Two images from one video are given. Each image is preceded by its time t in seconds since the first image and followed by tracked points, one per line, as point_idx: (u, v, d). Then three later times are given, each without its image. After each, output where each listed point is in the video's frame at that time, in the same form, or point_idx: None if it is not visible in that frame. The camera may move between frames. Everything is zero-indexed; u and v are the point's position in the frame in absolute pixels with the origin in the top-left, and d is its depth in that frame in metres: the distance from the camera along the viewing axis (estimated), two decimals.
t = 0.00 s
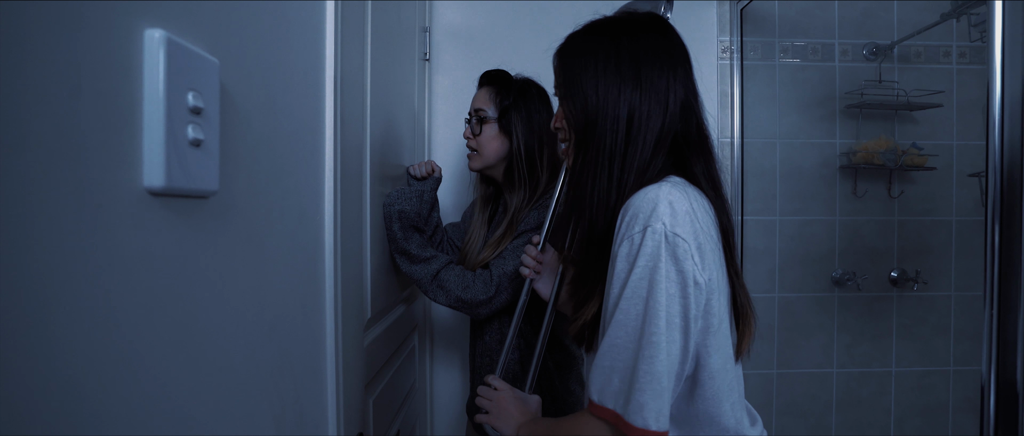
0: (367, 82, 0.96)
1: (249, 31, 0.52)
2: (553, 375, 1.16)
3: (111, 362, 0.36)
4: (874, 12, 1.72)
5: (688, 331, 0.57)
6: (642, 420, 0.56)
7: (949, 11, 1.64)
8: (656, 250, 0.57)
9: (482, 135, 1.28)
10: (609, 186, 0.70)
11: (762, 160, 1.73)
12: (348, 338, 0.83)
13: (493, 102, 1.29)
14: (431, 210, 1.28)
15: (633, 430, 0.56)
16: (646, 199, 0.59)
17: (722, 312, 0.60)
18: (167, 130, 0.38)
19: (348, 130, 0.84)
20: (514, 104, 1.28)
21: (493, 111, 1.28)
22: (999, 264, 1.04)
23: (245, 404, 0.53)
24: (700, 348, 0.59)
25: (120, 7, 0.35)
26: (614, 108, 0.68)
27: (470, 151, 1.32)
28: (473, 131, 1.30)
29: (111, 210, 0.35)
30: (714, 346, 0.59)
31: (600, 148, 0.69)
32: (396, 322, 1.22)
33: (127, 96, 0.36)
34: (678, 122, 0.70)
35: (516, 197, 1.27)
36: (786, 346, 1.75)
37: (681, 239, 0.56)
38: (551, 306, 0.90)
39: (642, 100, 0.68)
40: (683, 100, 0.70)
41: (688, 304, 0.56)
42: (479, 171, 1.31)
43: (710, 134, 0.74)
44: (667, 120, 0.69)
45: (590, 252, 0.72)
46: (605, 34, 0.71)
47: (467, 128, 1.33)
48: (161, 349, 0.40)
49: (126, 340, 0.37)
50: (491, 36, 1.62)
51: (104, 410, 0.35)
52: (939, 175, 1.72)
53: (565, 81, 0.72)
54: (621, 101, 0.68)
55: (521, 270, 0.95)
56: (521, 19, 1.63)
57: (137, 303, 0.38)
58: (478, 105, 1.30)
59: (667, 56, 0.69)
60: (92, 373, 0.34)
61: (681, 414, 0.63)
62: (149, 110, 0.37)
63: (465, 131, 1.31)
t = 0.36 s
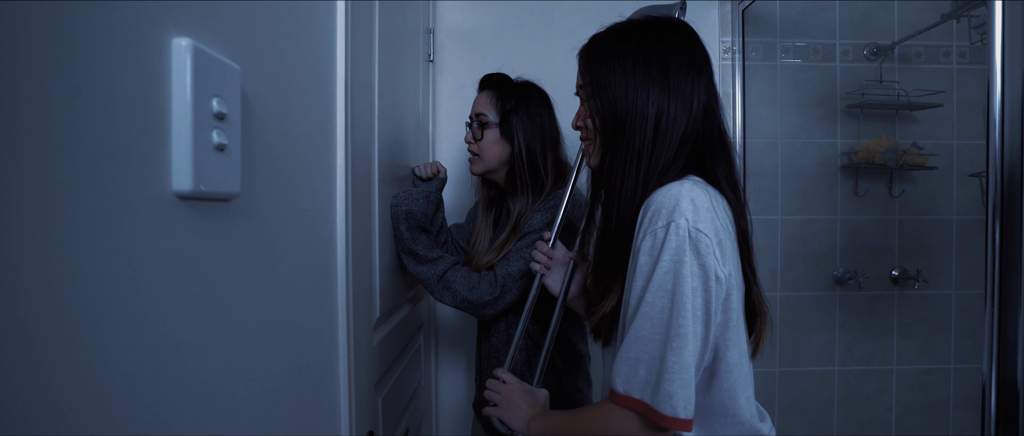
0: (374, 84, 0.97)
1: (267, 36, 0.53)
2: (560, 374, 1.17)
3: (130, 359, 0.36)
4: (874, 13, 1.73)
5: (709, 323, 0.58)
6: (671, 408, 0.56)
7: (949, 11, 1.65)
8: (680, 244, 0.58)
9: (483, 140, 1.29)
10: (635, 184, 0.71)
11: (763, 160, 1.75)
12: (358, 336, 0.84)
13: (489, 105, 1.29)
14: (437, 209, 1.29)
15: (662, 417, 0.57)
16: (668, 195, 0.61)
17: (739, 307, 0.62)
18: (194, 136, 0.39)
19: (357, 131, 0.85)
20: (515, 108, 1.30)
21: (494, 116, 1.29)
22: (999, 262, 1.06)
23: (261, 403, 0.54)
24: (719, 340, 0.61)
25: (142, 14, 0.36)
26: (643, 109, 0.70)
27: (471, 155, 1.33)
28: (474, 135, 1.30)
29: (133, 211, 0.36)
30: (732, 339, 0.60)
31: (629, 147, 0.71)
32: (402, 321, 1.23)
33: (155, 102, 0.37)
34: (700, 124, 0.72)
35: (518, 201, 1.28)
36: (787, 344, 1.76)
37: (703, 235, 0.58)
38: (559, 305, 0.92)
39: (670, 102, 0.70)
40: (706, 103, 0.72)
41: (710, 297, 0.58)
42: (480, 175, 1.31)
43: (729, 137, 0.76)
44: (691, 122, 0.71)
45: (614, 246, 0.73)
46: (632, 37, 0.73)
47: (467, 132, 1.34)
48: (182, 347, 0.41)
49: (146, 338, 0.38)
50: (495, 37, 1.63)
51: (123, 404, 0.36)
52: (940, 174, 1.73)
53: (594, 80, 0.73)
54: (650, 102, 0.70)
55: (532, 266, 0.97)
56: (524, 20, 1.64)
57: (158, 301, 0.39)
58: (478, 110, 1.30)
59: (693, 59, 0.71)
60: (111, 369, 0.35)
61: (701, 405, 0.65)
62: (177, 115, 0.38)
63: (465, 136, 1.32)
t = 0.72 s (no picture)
0: (377, 84, 0.97)
1: (274, 36, 0.53)
2: (562, 372, 1.18)
3: (156, 361, 0.36)
4: (874, 11, 1.74)
5: (713, 320, 0.59)
6: (679, 406, 0.57)
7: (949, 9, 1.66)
8: (682, 243, 0.58)
9: (484, 140, 1.29)
10: (635, 183, 0.71)
11: (764, 158, 1.75)
12: (362, 335, 0.84)
13: (493, 105, 1.30)
14: (439, 209, 1.29)
15: (670, 416, 0.57)
16: (670, 194, 0.61)
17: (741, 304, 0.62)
18: (205, 133, 0.39)
19: (360, 130, 0.85)
20: (516, 106, 1.30)
21: (494, 115, 1.29)
22: (1001, 258, 1.06)
23: (270, 401, 0.54)
24: (722, 337, 0.61)
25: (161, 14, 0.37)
26: (643, 108, 0.70)
27: (471, 154, 1.33)
28: (474, 135, 1.30)
29: (155, 212, 0.36)
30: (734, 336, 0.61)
31: (630, 145, 0.71)
32: (405, 320, 1.24)
33: (168, 101, 0.38)
34: (700, 123, 0.72)
35: (518, 200, 1.28)
36: (788, 342, 1.77)
37: (705, 233, 0.58)
38: (563, 307, 0.91)
39: (670, 101, 0.70)
40: (706, 102, 0.72)
41: (713, 295, 0.58)
42: (480, 174, 1.31)
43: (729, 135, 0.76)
44: (691, 121, 0.71)
45: (616, 244, 0.73)
46: (633, 35, 0.73)
47: (467, 131, 1.34)
48: (198, 346, 0.41)
49: (168, 339, 0.38)
50: (496, 36, 1.64)
51: (152, 407, 0.36)
52: (940, 172, 1.73)
53: (595, 80, 0.74)
54: (650, 101, 0.70)
55: (534, 270, 0.96)
56: (525, 18, 1.64)
57: (177, 300, 0.39)
58: (479, 109, 1.31)
59: (694, 59, 0.71)
60: (140, 371, 0.35)
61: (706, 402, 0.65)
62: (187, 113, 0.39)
63: (466, 136, 1.32)
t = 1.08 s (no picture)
0: (373, 78, 0.97)
1: (267, 26, 0.53)
2: (559, 364, 1.18)
3: (152, 345, 0.37)
4: (871, 5, 1.74)
5: (706, 306, 0.59)
6: (673, 391, 0.57)
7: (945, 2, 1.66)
8: (675, 229, 0.58)
9: (482, 136, 1.29)
10: (630, 173, 0.71)
11: (760, 152, 1.76)
12: (359, 327, 0.85)
13: (493, 102, 1.30)
14: (436, 203, 1.29)
15: (665, 401, 0.58)
16: (663, 181, 0.61)
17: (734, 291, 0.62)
18: (198, 120, 0.40)
19: (356, 123, 0.85)
20: (513, 101, 1.30)
21: (491, 110, 1.29)
22: (993, 251, 1.07)
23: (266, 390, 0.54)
24: (716, 324, 0.61)
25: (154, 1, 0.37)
26: (639, 98, 0.71)
27: (469, 150, 1.33)
28: (472, 131, 1.31)
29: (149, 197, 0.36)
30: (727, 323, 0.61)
31: (626, 136, 0.72)
32: (402, 314, 1.24)
33: (160, 87, 0.38)
34: (695, 114, 0.72)
35: (516, 194, 1.29)
36: (785, 336, 1.77)
37: (698, 220, 0.58)
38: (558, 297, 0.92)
39: (666, 91, 0.70)
40: (701, 93, 0.72)
41: (705, 281, 0.58)
42: (479, 170, 1.32)
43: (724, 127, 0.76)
44: (686, 111, 0.71)
45: (609, 233, 0.74)
46: (630, 26, 0.73)
47: (464, 127, 1.34)
48: (193, 332, 0.41)
49: (164, 324, 0.38)
50: (492, 31, 1.64)
51: (148, 391, 0.36)
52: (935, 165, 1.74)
53: (591, 70, 0.74)
54: (646, 91, 0.71)
55: (528, 261, 0.97)
56: (522, 13, 1.64)
57: (171, 285, 0.39)
58: (475, 105, 1.31)
59: (689, 50, 0.72)
60: (134, 355, 0.35)
61: (700, 389, 0.65)
62: (179, 99, 0.39)
63: (464, 131, 1.32)
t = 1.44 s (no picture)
0: (375, 71, 0.99)
1: (275, 17, 0.54)
2: (560, 354, 1.20)
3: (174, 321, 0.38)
4: None
5: (705, 289, 0.61)
6: (670, 369, 0.59)
7: None
8: (678, 213, 0.60)
9: (478, 132, 1.30)
10: (634, 160, 0.73)
11: (757, 146, 1.77)
12: (364, 315, 0.86)
13: (487, 98, 1.31)
14: (437, 196, 1.31)
15: (663, 380, 0.60)
16: (667, 167, 0.63)
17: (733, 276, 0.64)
18: (213, 104, 0.41)
19: (359, 115, 0.86)
20: (508, 97, 1.31)
21: (487, 106, 1.30)
22: (984, 240, 1.10)
23: (278, 373, 0.55)
24: (715, 307, 0.63)
25: None
26: (644, 87, 0.72)
27: (465, 146, 1.34)
28: (468, 127, 1.31)
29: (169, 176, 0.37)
30: (725, 306, 0.63)
31: (631, 124, 0.73)
32: (404, 305, 1.25)
33: (178, 72, 0.39)
34: (699, 104, 0.74)
35: (516, 187, 1.30)
36: (783, 328, 1.79)
37: (701, 204, 0.60)
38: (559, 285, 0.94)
39: (670, 81, 0.72)
40: (705, 84, 0.74)
41: (705, 264, 0.60)
42: (476, 165, 1.33)
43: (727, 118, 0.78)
44: (690, 102, 0.73)
45: (613, 219, 0.75)
46: (637, 17, 0.75)
47: (460, 123, 1.34)
48: (209, 312, 0.43)
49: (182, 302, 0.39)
50: (491, 26, 1.65)
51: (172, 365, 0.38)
52: (930, 157, 1.76)
53: (597, 60, 0.75)
54: (651, 81, 0.72)
55: (533, 244, 1.00)
56: (520, 8, 1.65)
57: (189, 265, 0.40)
58: (471, 101, 1.31)
59: (694, 41, 0.73)
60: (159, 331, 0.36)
61: (698, 370, 0.67)
62: (196, 84, 0.40)
63: (459, 128, 1.33)
